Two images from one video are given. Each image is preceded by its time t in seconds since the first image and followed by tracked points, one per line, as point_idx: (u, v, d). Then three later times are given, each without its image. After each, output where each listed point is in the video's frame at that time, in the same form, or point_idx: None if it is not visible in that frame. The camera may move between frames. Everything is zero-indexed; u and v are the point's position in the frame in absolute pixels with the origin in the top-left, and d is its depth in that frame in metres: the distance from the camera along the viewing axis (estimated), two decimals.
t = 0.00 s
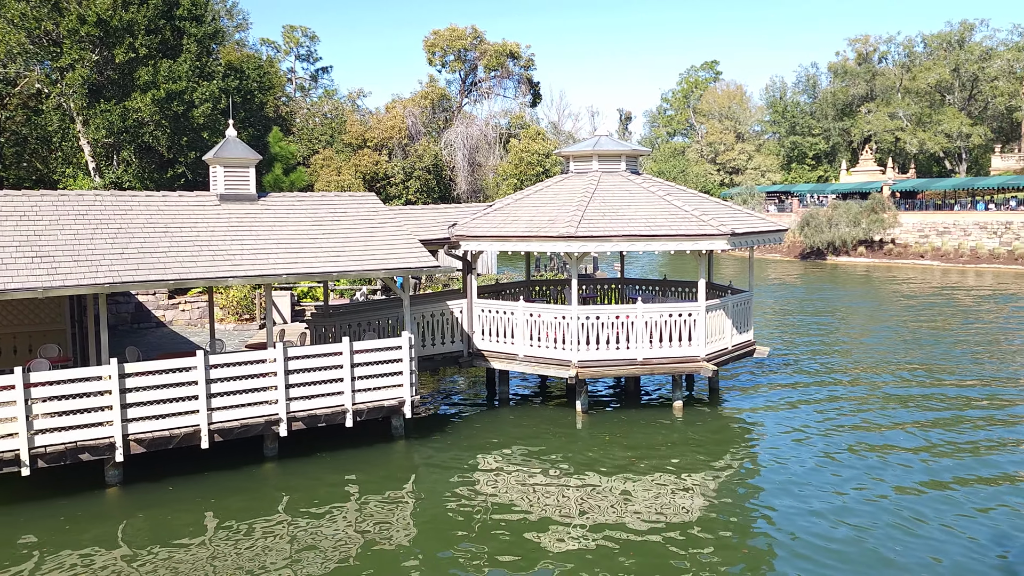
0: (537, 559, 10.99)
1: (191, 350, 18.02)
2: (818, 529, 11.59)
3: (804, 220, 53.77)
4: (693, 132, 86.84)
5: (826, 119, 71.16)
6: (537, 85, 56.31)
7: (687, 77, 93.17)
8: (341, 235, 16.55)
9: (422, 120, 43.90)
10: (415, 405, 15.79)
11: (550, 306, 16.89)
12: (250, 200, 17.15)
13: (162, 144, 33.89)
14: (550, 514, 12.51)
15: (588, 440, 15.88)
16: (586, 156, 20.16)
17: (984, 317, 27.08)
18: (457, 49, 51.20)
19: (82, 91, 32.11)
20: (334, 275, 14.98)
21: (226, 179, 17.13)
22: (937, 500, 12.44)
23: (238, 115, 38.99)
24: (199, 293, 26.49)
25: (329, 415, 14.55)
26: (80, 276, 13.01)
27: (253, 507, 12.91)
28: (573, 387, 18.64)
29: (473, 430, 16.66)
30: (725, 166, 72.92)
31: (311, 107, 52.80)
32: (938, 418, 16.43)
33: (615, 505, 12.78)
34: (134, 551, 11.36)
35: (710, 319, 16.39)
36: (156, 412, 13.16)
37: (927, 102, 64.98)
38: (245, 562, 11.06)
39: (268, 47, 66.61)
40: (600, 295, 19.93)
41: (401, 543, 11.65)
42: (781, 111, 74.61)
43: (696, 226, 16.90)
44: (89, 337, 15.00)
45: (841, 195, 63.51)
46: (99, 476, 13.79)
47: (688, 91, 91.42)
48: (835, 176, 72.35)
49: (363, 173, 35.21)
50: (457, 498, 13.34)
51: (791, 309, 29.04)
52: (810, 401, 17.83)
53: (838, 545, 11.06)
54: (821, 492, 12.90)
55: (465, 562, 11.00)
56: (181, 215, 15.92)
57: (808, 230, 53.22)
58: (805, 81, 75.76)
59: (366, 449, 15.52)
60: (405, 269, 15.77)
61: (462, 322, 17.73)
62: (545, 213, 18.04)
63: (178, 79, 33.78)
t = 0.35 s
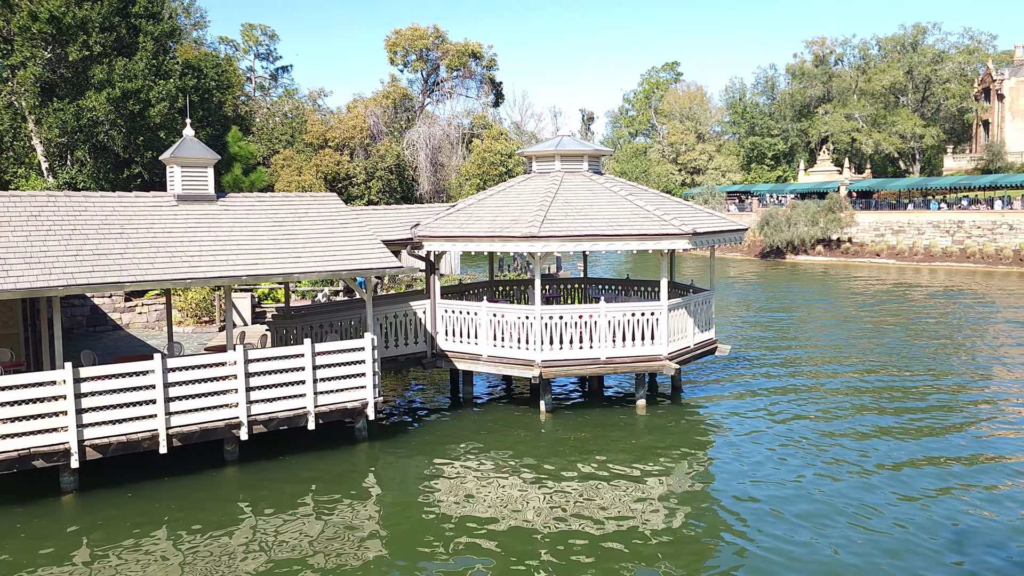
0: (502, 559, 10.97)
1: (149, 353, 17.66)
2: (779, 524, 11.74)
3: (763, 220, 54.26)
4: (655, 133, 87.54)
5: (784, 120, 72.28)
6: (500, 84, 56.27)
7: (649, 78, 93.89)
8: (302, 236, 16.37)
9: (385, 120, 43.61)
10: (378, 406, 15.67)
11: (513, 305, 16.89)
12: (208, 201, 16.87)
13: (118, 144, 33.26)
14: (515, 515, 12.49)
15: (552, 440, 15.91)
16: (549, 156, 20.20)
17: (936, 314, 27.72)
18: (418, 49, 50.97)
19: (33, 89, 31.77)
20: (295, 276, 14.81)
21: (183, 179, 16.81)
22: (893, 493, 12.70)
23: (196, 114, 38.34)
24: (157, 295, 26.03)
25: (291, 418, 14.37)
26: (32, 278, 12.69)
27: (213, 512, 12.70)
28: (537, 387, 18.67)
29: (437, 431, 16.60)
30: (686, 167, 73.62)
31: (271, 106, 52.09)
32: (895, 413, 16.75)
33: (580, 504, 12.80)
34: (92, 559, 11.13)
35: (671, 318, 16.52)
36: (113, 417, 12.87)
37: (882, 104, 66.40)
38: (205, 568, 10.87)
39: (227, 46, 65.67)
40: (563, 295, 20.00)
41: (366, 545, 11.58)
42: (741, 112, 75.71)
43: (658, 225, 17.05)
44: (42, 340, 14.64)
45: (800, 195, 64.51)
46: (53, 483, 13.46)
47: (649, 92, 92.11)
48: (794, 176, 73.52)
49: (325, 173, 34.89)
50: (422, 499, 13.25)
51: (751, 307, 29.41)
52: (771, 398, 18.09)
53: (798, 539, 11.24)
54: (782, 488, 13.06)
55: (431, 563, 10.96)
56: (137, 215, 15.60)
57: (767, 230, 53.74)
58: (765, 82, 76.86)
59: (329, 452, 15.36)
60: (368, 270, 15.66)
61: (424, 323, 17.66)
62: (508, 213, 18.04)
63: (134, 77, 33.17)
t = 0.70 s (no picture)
0: (468, 563, 10.89)
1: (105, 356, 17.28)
2: (743, 523, 11.85)
3: (725, 219, 54.90)
4: (618, 133, 88.07)
5: (745, 121, 73.23)
6: (464, 84, 56.16)
7: (612, 78, 94.43)
8: (264, 237, 16.15)
9: (347, 119, 43.27)
10: (342, 408, 15.52)
11: (477, 305, 16.85)
12: (166, 201, 16.54)
13: (72, 143, 32.63)
14: (480, 518, 12.44)
15: (518, 441, 15.90)
16: (513, 157, 20.19)
17: (892, 311, 28.28)
18: (381, 48, 50.66)
19: None
20: (256, 278, 14.60)
21: (140, 178, 16.43)
22: (851, 490, 12.92)
23: (153, 113, 37.67)
24: (114, 297, 25.50)
25: (252, 421, 14.16)
26: None
27: (173, 519, 12.47)
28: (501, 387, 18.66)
29: (402, 432, 16.50)
30: (649, 166, 74.06)
31: (231, 105, 51.23)
32: (855, 411, 17.04)
33: (545, 506, 12.78)
34: (48, 567, 10.87)
35: (635, 317, 16.62)
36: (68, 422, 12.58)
37: (839, 105, 67.66)
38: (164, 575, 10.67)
39: (185, 44, 64.61)
40: (527, 295, 20.01)
41: (329, 549, 11.48)
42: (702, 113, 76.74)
43: (621, 225, 17.14)
44: None
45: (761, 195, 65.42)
46: (6, 490, 13.12)
47: (612, 93, 92.64)
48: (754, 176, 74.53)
49: (287, 173, 34.50)
50: (387, 503, 13.12)
51: (713, 306, 29.73)
52: (734, 396, 18.30)
53: (759, 536, 11.40)
54: (746, 486, 13.21)
55: (394, 566, 10.90)
56: (93, 215, 15.26)
57: (729, 229, 54.41)
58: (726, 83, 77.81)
59: (292, 455, 15.17)
60: (330, 271, 15.51)
61: (388, 323, 17.53)
62: (472, 213, 18.00)
63: (88, 74, 32.61)
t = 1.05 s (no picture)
0: (433, 567, 10.84)
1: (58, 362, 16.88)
2: (707, 522, 11.95)
3: (687, 220, 55.29)
4: (581, 135, 88.41)
5: (706, 123, 74.04)
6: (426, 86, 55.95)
7: (575, 80, 94.82)
8: (223, 239, 15.93)
9: (308, 121, 42.86)
10: (304, 412, 15.34)
11: (441, 307, 16.79)
12: (122, 203, 16.19)
13: (25, 144, 32.19)
14: (445, 520, 12.38)
15: (482, 443, 15.87)
16: (476, 158, 20.16)
17: (849, 310, 28.81)
18: (343, 49, 50.26)
19: None
20: (215, 281, 14.38)
21: (95, 181, 15.95)
22: (811, 486, 13.13)
23: (109, 113, 37.01)
24: (68, 302, 24.93)
25: (212, 426, 13.93)
26: None
27: (131, 526, 12.22)
28: (465, 389, 18.61)
29: (365, 436, 16.36)
30: (612, 168, 73.70)
31: (189, 106, 50.19)
32: (813, 408, 17.36)
33: (509, 508, 12.78)
34: None
35: (598, 318, 16.70)
36: (21, 430, 12.26)
37: (798, 108, 68.85)
38: None
39: (142, 43, 63.35)
40: (491, 297, 19.99)
41: (292, 555, 11.34)
42: (664, 116, 77.62)
43: (584, 227, 17.23)
44: None
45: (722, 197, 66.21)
46: None
47: (575, 95, 92.96)
48: (715, 178, 75.40)
49: (247, 174, 34.05)
50: (350, 507, 13.00)
51: (675, 306, 30.01)
52: (695, 395, 18.50)
53: (723, 534, 11.53)
54: (708, 485, 13.34)
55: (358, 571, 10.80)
56: (47, 217, 14.90)
57: (691, 230, 54.84)
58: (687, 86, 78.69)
59: (253, 460, 14.96)
60: (292, 274, 15.35)
61: (351, 327, 17.38)
62: (435, 215, 17.94)
63: (42, 74, 32.16)
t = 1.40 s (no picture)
0: (401, 571, 10.76)
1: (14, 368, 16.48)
2: (674, 522, 12.02)
3: (653, 221, 55.49)
4: (547, 137, 88.61)
5: (671, 126, 74.69)
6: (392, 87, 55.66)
7: (540, 82, 94.93)
8: (184, 242, 15.69)
9: (272, 122, 42.43)
10: (268, 416, 15.15)
11: (407, 310, 16.70)
12: (79, 205, 15.85)
13: None
14: (412, 525, 12.30)
15: (448, 445, 15.83)
16: (442, 160, 20.09)
17: (811, 311, 29.21)
18: (307, 50, 49.76)
19: None
20: (176, 285, 14.14)
21: (52, 183, 15.62)
22: (775, 485, 13.29)
23: (66, 114, 36.22)
24: (24, 307, 24.35)
25: (174, 432, 13.70)
26: None
27: (91, 534, 12.01)
28: (432, 392, 18.53)
29: (330, 440, 16.21)
30: (578, 170, 74.18)
31: (149, 106, 49.29)
32: (779, 408, 17.53)
33: (477, 511, 12.75)
34: None
35: (565, 319, 16.73)
36: None
37: (760, 111, 69.78)
38: None
39: (101, 42, 62.18)
40: (457, 299, 19.94)
41: (257, 561, 11.22)
42: (630, 118, 78.03)
43: (551, 229, 17.27)
44: None
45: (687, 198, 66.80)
46: None
47: (541, 97, 93.15)
48: (680, 180, 76.09)
49: (209, 176, 33.53)
50: (316, 513, 12.86)
51: (640, 307, 30.22)
52: (662, 396, 18.62)
53: (689, 533, 11.64)
54: (674, 485, 13.43)
55: None
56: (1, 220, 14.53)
57: (657, 232, 55.12)
58: (652, 89, 79.06)
59: (215, 466, 14.74)
60: (255, 277, 15.16)
61: (316, 330, 17.21)
62: (401, 217, 17.85)
63: None
